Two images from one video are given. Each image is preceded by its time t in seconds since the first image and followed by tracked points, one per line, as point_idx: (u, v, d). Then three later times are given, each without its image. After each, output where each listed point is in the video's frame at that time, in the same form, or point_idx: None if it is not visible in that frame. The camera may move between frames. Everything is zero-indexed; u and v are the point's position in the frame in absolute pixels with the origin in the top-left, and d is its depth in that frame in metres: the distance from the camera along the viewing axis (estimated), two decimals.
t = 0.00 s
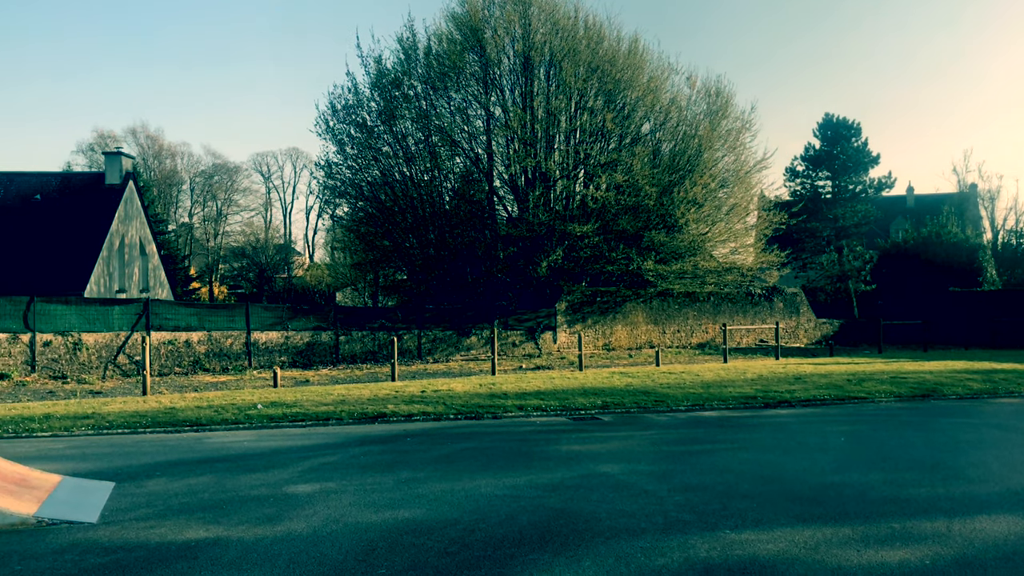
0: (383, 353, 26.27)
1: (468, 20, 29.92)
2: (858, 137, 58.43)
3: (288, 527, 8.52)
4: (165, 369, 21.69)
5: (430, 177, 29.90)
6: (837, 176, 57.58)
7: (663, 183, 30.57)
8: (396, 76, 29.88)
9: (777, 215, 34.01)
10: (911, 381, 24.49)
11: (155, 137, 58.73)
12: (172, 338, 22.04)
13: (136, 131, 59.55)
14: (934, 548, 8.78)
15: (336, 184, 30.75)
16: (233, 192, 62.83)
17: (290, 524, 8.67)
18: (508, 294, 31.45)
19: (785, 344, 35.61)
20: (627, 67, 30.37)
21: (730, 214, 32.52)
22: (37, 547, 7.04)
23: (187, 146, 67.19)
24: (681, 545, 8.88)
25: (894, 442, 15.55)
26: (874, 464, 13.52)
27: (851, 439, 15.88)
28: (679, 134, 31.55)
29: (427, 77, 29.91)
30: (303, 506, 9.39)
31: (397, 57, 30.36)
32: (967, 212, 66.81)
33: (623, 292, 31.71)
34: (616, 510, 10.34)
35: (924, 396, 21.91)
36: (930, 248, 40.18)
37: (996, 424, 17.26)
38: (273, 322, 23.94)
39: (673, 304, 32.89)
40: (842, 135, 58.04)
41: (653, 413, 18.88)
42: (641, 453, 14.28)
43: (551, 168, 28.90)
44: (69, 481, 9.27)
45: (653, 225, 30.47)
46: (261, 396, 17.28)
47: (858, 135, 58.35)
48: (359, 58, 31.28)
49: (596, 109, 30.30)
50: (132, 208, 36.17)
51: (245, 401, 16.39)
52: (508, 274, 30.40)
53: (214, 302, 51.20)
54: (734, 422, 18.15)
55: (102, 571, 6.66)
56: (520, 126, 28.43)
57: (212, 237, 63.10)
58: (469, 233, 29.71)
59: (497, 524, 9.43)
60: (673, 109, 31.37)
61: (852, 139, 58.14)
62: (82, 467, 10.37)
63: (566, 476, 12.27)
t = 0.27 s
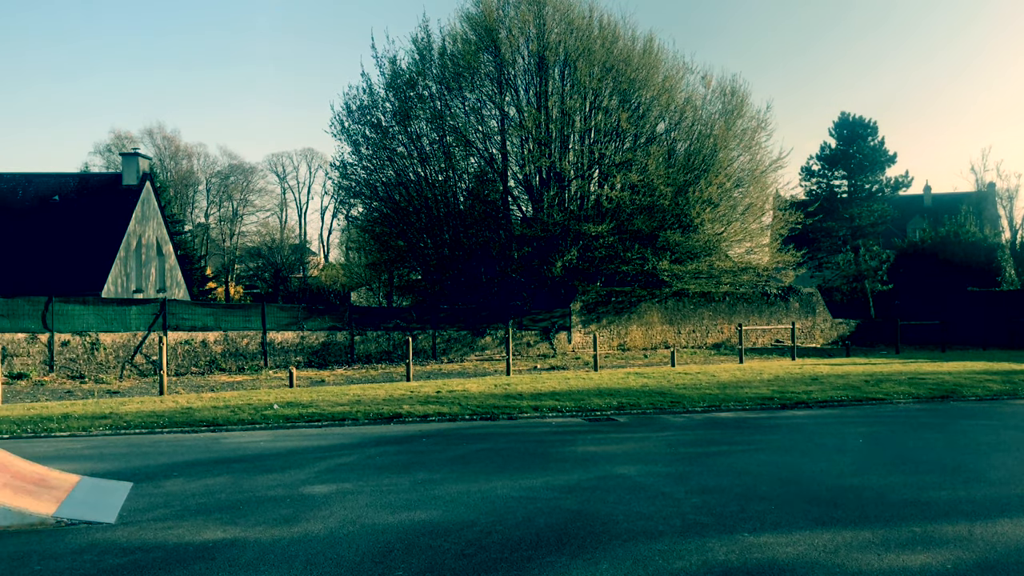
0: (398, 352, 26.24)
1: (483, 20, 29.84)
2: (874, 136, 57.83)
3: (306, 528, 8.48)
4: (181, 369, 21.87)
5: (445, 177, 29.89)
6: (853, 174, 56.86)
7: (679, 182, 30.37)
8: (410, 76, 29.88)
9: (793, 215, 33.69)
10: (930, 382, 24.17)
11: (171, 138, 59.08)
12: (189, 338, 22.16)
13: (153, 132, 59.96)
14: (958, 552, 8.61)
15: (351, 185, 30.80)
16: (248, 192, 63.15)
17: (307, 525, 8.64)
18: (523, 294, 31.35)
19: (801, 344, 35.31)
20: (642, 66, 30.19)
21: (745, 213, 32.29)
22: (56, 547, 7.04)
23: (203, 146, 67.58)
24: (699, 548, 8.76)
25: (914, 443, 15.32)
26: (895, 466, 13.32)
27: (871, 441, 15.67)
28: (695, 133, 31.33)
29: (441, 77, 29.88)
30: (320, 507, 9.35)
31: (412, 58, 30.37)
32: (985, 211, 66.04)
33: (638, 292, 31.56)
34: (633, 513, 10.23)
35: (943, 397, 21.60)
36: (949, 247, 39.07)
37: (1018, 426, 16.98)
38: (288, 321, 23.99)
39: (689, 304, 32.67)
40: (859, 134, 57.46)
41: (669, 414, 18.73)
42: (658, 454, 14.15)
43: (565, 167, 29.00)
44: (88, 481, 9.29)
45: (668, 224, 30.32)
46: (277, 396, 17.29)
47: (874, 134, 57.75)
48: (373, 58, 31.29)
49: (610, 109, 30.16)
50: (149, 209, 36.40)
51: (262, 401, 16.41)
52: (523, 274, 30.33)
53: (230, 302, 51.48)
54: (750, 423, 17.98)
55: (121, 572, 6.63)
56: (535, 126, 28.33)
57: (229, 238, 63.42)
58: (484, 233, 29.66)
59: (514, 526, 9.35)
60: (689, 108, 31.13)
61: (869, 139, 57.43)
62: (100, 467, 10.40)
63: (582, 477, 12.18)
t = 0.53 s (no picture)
0: (412, 352, 26.26)
1: (497, 20, 29.76)
2: (891, 135, 57.27)
3: (322, 529, 8.44)
4: (198, 369, 21.95)
5: (459, 177, 29.83)
6: (870, 173, 56.22)
7: (694, 182, 30.15)
8: (425, 76, 29.84)
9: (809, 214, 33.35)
10: (949, 383, 23.86)
11: (187, 138, 59.47)
12: (205, 338, 22.21)
13: (169, 133, 60.41)
14: (982, 557, 8.45)
15: (366, 185, 30.81)
16: (263, 192, 63.44)
17: (324, 525, 8.60)
18: (537, 294, 31.42)
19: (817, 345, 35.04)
20: (657, 66, 30.02)
21: (761, 213, 31.96)
22: (75, 547, 7.03)
23: (219, 147, 68.02)
24: (718, 551, 8.64)
25: (933, 445, 15.11)
26: (915, 468, 13.12)
27: (889, 443, 15.46)
28: (710, 133, 31.08)
29: (456, 77, 29.81)
30: (337, 508, 9.31)
31: (426, 58, 30.33)
32: (1005, 211, 65.17)
33: (653, 292, 31.39)
34: (650, 515, 10.12)
35: (962, 398, 21.31)
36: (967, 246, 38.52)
37: None
38: (304, 321, 24.02)
39: (704, 304, 32.54)
40: (875, 133, 56.93)
41: (685, 415, 18.58)
42: (674, 456, 14.02)
43: (580, 167, 28.86)
44: (106, 481, 9.29)
45: (683, 224, 30.14)
46: (293, 396, 17.30)
47: (891, 133, 57.19)
48: (388, 59, 31.24)
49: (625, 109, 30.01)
50: (165, 209, 36.60)
51: (278, 401, 16.43)
52: (537, 274, 30.23)
53: (245, 302, 51.75)
54: (768, 424, 17.81)
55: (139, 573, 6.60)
56: (550, 126, 28.23)
57: (244, 238, 63.58)
58: (498, 233, 29.59)
59: (531, 528, 9.26)
60: (704, 108, 30.87)
61: (886, 138, 57.28)
62: (118, 467, 10.42)
63: (598, 479, 12.07)
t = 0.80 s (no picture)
0: (427, 352, 26.25)
1: (512, 20, 29.65)
2: (909, 133, 56.61)
3: (339, 530, 8.39)
4: (214, 368, 22.03)
5: (474, 177, 29.74)
6: (887, 173, 55.68)
7: (710, 181, 29.92)
8: (439, 76, 29.77)
9: (826, 213, 33.00)
10: (969, 384, 23.52)
11: (204, 139, 59.90)
12: (221, 338, 22.26)
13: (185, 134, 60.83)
14: (1007, 561, 8.27)
15: (380, 185, 30.80)
16: (279, 192, 63.70)
17: (340, 527, 8.55)
18: (552, 294, 31.34)
19: (834, 345, 34.73)
20: (672, 65, 29.82)
21: (777, 213, 31.38)
22: (93, 547, 7.01)
23: (235, 148, 68.42)
24: (737, 554, 8.51)
25: (955, 447, 14.86)
26: (936, 471, 12.91)
27: (909, 445, 15.23)
28: (726, 132, 30.83)
29: (470, 77, 29.74)
30: (353, 509, 9.26)
31: (441, 58, 30.27)
32: None
33: (668, 292, 31.22)
34: (668, 517, 9.98)
35: (983, 399, 20.99)
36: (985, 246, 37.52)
37: None
38: (319, 322, 24.04)
39: (720, 304, 32.34)
40: (892, 131, 56.33)
41: (702, 417, 18.41)
42: (692, 458, 13.87)
43: (596, 167, 28.63)
44: (123, 481, 9.28)
45: (699, 224, 29.94)
46: (308, 396, 17.29)
47: (909, 131, 56.54)
48: (402, 59, 31.19)
49: (640, 108, 29.84)
50: (182, 210, 36.80)
51: (294, 401, 16.43)
52: (552, 274, 30.11)
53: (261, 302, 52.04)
54: (785, 426, 17.61)
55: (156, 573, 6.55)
56: (565, 126, 28.10)
57: (259, 238, 63.67)
58: (513, 233, 29.50)
59: (547, 530, 9.16)
60: (719, 107, 30.61)
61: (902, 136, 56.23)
62: (135, 467, 10.42)
63: (614, 481, 11.94)
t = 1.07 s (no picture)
0: (442, 352, 26.25)
1: (527, 20, 29.55)
2: (927, 131, 55.99)
3: (355, 531, 8.35)
4: (231, 368, 22.12)
5: (489, 177, 29.66)
6: (906, 171, 54.90)
7: (726, 180, 29.67)
8: (454, 76, 29.72)
9: (843, 213, 32.66)
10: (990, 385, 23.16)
11: (220, 139, 60.44)
12: (237, 337, 22.36)
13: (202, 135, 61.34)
14: None
15: (396, 185, 30.80)
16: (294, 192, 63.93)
17: (357, 528, 8.50)
18: (567, 294, 30.99)
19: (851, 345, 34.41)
20: (688, 64, 29.62)
21: (794, 212, 31.09)
22: (110, 548, 7.00)
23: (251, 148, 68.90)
24: (756, 557, 8.38)
25: (977, 449, 14.62)
26: (959, 473, 12.69)
27: (931, 446, 14.99)
28: (742, 131, 30.59)
29: (485, 77, 29.67)
30: (369, 510, 9.21)
31: (456, 57, 30.21)
32: None
33: (684, 292, 31.04)
34: (685, 519, 9.86)
35: (1004, 401, 20.67)
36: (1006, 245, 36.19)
37: None
38: (335, 321, 24.05)
39: (736, 304, 32.11)
40: (910, 129, 55.70)
41: (719, 418, 18.25)
42: (709, 459, 13.72)
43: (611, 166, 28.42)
44: (141, 481, 9.28)
45: (715, 223, 29.72)
46: (324, 396, 17.29)
47: (927, 129, 55.91)
48: (417, 59, 31.16)
49: (656, 107, 29.67)
50: (198, 210, 37.00)
51: (310, 401, 16.43)
52: (567, 274, 29.99)
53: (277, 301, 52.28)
54: (804, 427, 17.42)
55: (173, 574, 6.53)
56: (580, 125, 27.95)
57: (275, 238, 63.98)
58: (528, 233, 29.38)
59: (565, 532, 9.07)
60: (735, 105, 30.40)
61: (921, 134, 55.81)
62: (153, 467, 10.44)
63: (631, 482, 11.82)
